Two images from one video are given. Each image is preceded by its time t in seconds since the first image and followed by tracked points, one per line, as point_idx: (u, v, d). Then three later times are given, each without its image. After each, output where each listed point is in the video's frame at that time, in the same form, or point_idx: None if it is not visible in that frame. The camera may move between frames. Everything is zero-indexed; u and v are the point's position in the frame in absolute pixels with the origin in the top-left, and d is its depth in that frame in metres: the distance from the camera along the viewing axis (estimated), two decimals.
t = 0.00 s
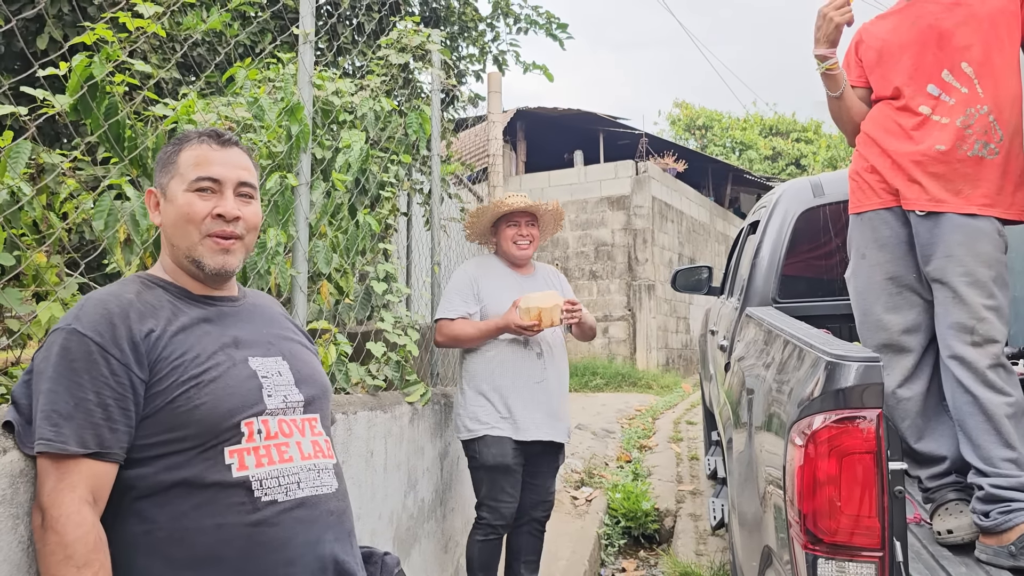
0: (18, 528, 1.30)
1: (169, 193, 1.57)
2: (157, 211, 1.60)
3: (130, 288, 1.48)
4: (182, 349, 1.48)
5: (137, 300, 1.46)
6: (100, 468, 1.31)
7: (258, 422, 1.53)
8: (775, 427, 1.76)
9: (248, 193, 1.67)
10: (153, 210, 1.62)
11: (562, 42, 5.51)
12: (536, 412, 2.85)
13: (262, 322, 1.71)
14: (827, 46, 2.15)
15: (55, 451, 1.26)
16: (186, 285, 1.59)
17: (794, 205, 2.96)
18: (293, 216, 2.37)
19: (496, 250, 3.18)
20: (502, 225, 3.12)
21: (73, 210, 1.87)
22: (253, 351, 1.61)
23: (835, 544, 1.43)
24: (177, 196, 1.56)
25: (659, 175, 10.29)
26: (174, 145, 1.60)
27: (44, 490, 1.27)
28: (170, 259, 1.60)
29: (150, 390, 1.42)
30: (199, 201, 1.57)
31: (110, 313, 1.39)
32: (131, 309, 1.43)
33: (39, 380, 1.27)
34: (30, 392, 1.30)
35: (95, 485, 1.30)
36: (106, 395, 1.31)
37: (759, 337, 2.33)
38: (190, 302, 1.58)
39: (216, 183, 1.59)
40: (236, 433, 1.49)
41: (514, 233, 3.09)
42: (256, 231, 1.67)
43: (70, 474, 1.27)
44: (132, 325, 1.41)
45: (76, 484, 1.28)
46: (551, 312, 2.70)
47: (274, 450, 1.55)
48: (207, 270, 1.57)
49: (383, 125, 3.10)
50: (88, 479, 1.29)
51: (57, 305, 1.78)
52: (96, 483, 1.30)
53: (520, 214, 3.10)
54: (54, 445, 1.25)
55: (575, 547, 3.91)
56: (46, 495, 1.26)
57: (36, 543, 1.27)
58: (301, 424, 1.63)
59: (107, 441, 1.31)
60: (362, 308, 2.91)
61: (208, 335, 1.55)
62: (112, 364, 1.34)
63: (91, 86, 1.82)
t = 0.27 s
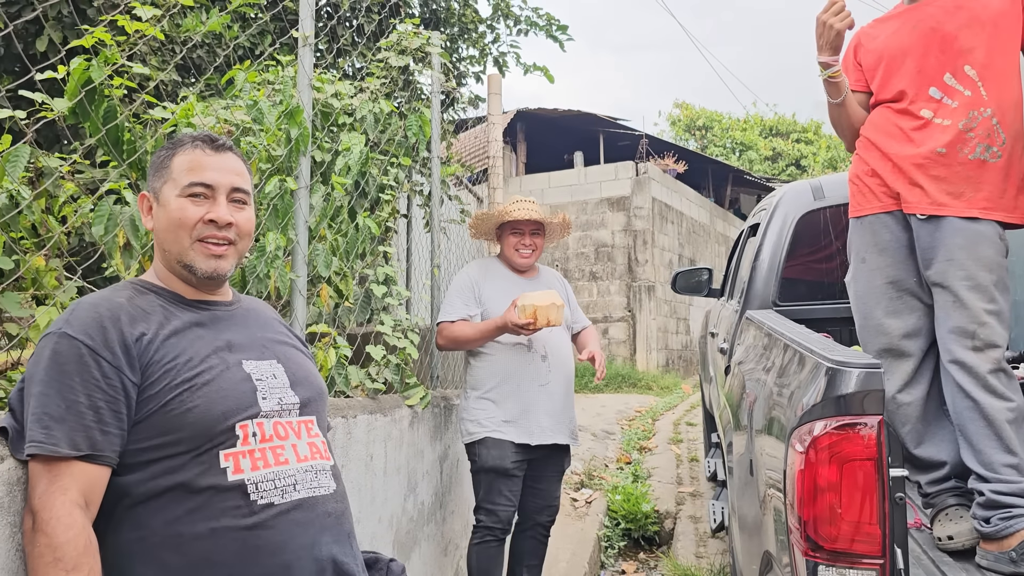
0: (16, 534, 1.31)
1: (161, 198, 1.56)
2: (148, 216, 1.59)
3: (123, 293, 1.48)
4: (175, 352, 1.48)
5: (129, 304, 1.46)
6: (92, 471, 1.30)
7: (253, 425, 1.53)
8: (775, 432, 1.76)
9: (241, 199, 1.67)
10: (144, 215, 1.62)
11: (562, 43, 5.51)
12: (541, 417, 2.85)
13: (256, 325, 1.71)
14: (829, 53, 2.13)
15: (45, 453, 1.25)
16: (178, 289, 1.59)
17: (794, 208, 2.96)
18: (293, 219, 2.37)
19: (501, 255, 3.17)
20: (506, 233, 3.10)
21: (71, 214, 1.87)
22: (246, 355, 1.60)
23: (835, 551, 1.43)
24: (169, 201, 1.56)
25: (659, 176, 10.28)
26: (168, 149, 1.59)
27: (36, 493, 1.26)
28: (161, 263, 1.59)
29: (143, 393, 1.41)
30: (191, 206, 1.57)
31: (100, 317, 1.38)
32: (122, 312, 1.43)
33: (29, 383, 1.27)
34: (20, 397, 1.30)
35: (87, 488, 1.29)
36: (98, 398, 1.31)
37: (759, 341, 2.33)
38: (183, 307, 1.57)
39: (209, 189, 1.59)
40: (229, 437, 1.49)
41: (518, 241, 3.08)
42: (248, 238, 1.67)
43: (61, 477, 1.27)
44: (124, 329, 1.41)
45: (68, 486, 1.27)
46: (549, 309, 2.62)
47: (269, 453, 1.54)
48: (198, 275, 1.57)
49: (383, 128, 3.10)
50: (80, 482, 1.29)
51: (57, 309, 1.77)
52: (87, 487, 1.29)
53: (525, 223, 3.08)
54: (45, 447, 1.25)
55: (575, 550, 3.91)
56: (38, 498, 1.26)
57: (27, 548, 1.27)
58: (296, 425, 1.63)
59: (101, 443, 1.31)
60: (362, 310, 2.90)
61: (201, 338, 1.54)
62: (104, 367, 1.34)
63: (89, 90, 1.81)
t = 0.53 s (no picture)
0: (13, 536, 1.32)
1: (148, 202, 1.58)
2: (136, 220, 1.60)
3: (115, 295, 1.49)
4: (167, 353, 1.49)
5: (121, 306, 1.47)
6: (82, 471, 1.30)
7: (247, 429, 1.54)
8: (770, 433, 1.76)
9: (228, 200, 1.67)
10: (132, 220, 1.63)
11: (563, 45, 5.52)
12: (539, 427, 2.86)
13: (248, 327, 1.72)
14: (829, 63, 2.11)
15: (36, 453, 1.26)
16: (169, 292, 1.59)
17: (792, 212, 2.94)
18: (291, 222, 2.38)
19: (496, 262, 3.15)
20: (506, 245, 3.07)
21: (71, 217, 1.88)
22: (239, 357, 1.61)
23: (829, 553, 1.43)
24: (156, 204, 1.57)
25: (661, 178, 10.28)
26: (152, 153, 1.61)
27: (28, 493, 1.27)
28: (150, 267, 1.60)
29: (134, 394, 1.42)
30: (178, 208, 1.58)
31: (92, 317, 1.40)
32: (114, 314, 1.44)
33: (19, 384, 1.29)
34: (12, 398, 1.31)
35: (79, 487, 1.30)
36: (89, 397, 1.32)
37: (756, 343, 2.33)
38: (175, 309, 1.58)
39: (195, 191, 1.60)
40: (222, 441, 1.50)
41: (518, 255, 3.07)
42: (236, 238, 1.68)
43: (53, 476, 1.28)
44: (116, 329, 1.42)
45: (59, 486, 1.28)
46: (547, 304, 2.66)
47: (266, 455, 1.56)
48: (187, 275, 1.58)
49: (382, 130, 3.10)
50: (71, 481, 1.29)
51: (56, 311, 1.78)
52: (79, 486, 1.30)
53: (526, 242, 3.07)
54: (36, 447, 1.26)
55: (575, 551, 3.91)
56: (30, 497, 1.27)
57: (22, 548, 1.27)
58: (289, 428, 1.64)
59: (93, 442, 1.32)
60: (361, 313, 2.91)
61: (193, 340, 1.55)
62: (95, 367, 1.35)
63: (88, 94, 1.82)
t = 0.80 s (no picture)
0: (24, 534, 1.31)
1: (184, 206, 1.58)
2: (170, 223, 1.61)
3: (151, 297, 1.49)
4: (202, 360, 1.49)
5: (158, 309, 1.47)
6: (117, 475, 1.31)
7: (273, 438, 1.54)
8: (776, 433, 1.76)
9: (263, 207, 1.67)
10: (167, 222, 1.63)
11: (565, 47, 5.53)
12: (542, 431, 2.88)
13: (272, 332, 1.72)
14: (850, 60, 2.10)
15: (75, 457, 1.26)
16: (200, 295, 1.60)
17: (796, 211, 2.97)
18: (297, 222, 2.38)
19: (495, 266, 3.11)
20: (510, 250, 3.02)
21: (78, 217, 1.88)
22: (268, 366, 1.62)
23: (835, 551, 1.43)
24: (192, 209, 1.57)
25: (663, 180, 10.28)
26: (190, 157, 1.60)
27: (65, 496, 1.27)
28: (183, 270, 1.60)
29: (169, 398, 1.42)
30: (214, 214, 1.58)
31: (131, 321, 1.40)
32: (152, 318, 1.44)
33: (58, 386, 1.28)
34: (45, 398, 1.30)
35: (114, 490, 1.31)
36: (128, 403, 1.32)
37: (762, 343, 2.33)
38: (206, 314, 1.58)
39: (231, 197, 1.60)
40: (251, 449, 1.50)
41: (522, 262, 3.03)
42: (270, 244, 1.67)
43: (90, 480, 1.28)
44: (154, 334, 1.42)
45: (96, 489, 1.29)
46: (557, 299, 2.67)
47: (291, 465, 1.57)
48: (219, 280, 1.58)
49: (386, 131, 3.11)
50: (107, 485, 1.30)
51: (62, 312, 1.79)
52: (115, 489, 1.31)
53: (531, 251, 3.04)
54: (76, 451, 1.26)
55: (578, 552, 3.91)
56: (66, 501, 1.27)
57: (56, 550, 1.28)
58: (310, 437, 1.64)
59: (129, 448, 1.32)
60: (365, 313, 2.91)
61: (225, 346, 1.55)
62: (134, 372, 1.35)
63: (96, 95, 1.83)
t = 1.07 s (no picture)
0: (38, 531, 1.33)
1: (234, 208, 1.60)
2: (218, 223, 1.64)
3: (210, 294, 1.51)
4: (260, 359, 1.51)
5: (219, 307, 1.49)
6: (191, 468, 1.34)
7: (312, 437, 1.55)
8: (784, 432, 1.77)
9: (309, 214, 1.69)
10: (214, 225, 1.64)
11: (568, 48, 5.54)
12: (538, 438, 2.88)
13: (305, 336, 1.73)
14: (881, 48, 1.98)
15: (152, 449, 1.28)
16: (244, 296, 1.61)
17: (801, 211, 2.98)
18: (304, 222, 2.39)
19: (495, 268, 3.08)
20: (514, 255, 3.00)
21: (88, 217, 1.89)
22: (309, 369, 1.63)
23: (844, 549, 1.44)
24: (241, 212, 1.59)
25: (665, 181, 10.29)
26: (242, 162, 1.63)
27: (144, 490, 1.28)
28: (228, 269, 1.62)
29: (231, 395, 1.43)
30: (263, 218, 1.59)
31: (199, 316, 1.42)
32: (216, 315, 1.46)
33: (128, 376, 1.29)
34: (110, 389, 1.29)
35: (186, 481, 1.34)
36: (199, 396, 1.35)
37: (768, 342, 2.34)
38: (254, 313, 1.60)
39: (281, 202, 1.62)
40: (293, 447, 1.50)
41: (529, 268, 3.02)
42: (314, 251, 1.69)
43: (170, 473, 1.31)
44: (219, 331, 1.44)
45: (171, 479, 1.31)
46: (563, 290, 2.77)
47: (324, 463, 1.58)
48: (264, 281, 1.60)
49: (391, 132, 3.12)
50: (182, 477, 1.33)
51: (73, 311, 1.79)
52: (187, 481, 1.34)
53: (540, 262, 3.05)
54: (152, 442, 1.28)
55: (582, 553, 3.92)
56: (148, 495, 1.28)
57: (127, 542, 1.28)
58: (339, 438, 1.65)
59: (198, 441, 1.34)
60: (371, 313, 2.92)
61: (276, 347, 1.57)
62: (204, 366, 1.38)
63: (106, 95, 1.83)
